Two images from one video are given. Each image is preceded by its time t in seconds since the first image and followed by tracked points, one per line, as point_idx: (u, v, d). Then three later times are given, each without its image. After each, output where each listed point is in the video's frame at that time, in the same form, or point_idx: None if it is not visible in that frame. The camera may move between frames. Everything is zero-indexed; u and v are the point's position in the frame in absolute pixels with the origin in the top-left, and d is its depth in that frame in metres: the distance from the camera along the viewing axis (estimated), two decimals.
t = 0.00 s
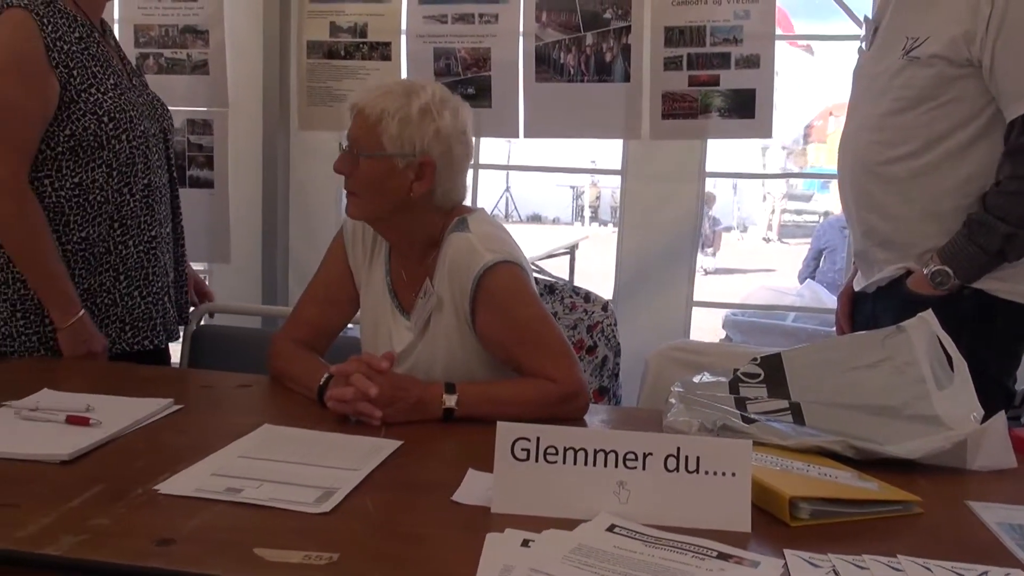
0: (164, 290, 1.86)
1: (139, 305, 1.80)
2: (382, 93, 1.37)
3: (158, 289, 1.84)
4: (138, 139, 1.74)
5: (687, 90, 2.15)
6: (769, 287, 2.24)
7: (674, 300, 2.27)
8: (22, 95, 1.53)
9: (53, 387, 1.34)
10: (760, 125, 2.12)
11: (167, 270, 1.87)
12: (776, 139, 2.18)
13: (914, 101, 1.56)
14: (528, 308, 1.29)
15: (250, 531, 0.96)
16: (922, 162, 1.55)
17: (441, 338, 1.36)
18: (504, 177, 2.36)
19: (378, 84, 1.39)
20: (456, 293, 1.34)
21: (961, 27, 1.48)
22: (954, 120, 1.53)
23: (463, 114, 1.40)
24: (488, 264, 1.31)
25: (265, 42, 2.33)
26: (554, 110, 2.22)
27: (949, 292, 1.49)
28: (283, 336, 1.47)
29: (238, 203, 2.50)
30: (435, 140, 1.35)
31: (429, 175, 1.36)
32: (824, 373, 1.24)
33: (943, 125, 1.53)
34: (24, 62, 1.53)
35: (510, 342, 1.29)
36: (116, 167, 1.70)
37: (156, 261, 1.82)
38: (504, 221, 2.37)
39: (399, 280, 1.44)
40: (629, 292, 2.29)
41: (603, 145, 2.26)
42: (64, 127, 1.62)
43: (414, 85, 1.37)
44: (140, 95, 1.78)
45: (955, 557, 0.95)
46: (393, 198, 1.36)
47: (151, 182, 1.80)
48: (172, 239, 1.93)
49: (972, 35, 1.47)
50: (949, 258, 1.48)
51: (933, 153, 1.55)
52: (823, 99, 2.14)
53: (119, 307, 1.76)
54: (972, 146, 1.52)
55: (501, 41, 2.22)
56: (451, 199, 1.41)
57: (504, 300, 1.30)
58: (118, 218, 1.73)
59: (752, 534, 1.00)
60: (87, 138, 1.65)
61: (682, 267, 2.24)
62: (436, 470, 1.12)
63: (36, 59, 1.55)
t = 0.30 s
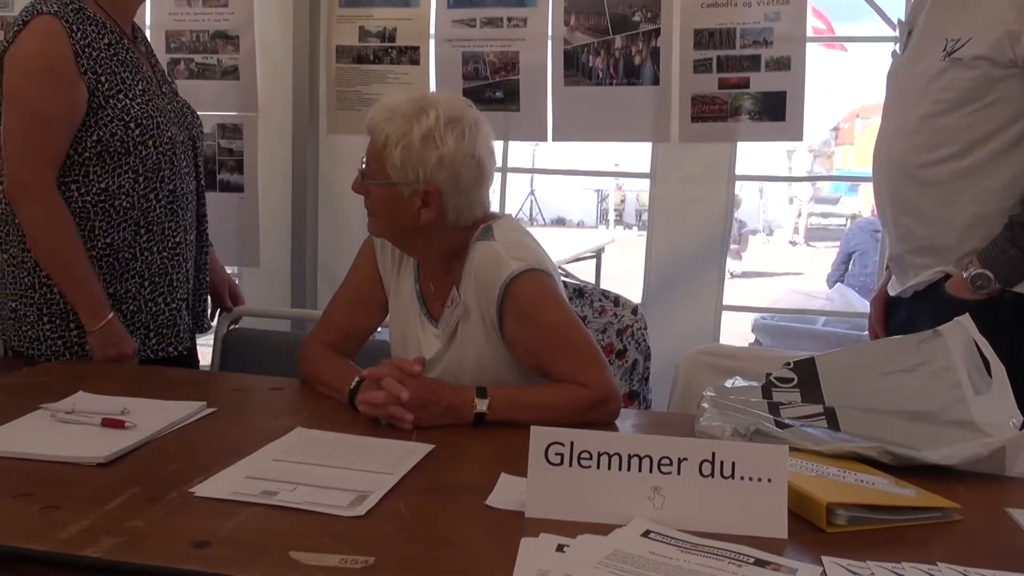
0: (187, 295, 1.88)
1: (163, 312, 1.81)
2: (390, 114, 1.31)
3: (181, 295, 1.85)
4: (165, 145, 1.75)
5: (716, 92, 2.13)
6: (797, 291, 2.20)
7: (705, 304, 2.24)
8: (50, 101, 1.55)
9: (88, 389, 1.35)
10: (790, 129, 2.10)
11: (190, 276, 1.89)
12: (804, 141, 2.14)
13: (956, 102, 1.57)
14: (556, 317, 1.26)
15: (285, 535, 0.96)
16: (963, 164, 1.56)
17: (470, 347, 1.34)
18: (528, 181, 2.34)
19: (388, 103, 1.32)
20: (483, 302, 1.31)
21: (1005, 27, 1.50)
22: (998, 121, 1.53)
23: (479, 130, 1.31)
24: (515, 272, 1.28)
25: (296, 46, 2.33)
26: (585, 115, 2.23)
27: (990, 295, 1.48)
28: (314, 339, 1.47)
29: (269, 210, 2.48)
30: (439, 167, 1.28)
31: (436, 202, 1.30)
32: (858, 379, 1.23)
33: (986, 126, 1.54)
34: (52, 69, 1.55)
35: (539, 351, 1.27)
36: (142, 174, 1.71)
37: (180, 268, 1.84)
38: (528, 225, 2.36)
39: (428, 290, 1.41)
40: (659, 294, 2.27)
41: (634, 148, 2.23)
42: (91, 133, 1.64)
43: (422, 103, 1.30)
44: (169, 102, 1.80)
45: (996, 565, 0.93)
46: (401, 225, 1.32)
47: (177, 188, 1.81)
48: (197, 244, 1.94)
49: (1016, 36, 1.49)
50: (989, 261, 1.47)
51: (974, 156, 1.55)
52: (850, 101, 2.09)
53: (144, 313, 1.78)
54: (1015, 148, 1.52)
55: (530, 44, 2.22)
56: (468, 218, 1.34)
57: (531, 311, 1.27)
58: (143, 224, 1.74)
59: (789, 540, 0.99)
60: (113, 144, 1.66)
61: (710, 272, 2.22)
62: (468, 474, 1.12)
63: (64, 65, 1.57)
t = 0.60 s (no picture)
0: (219, 302, 1.85)
1: (191, 317, 1.79)
2: (429, 123, 1.32)
3: (212, 301, 1.83)
4: (197, 152, 1.73)
5: (752, 96, 2.11)
6: (835, 295, 2.16)
7: (741, 307, 2.20)
8: (81, 106, 1.58)
9: (130, 394, 1.37)
10: (825, 132, 2.07)
11: (225, 283, 1.87)
12: (837, 144, 2.11)
13: (1004, 107, 1.57)
14: (595, 323, 1.26)
15: (329, 538, 0.97)
16: (1012, 170, 1.55)
17: (507, 354, 1.34)
18: (558, 185, 2.33)
19: (427, 113, 1.33)
20: (521, 308, 1.31)
21: None
22: None
23: (517, 141, 1.32)
24: (554, 279, 1.28)
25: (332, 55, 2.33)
26: (618, 119, 2.20)
27: None
28: (352, 343, 1.48)
29: (305, 215, 2.48)
30: (477, 178, 1.29)
31: (474, 212, 1.30)
32: (900, 387, 1.22)
33: None
34: (85, 75, 1.58)
35: (577, 357, 1.27)
36: (170, 178, 1.71)
37: (211, 274, 1.81)
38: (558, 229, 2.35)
39: (465, 297, 1.42)
40: (694, 299, 2.23)
41: (669, 152, 2.21)
42: (121, 138, 1.66)
43: (462, 113, 1.31)
44: (206, 110, 1.79)
45: None
46: (438, 233, 1.32)
47: (209, 195, 1.78)
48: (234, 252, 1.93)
49: None
50: None
51: None
52: (881, 104, 2.08)
53: (171, 318, 1.76)
54: None
55: (564, 49, 2.20)
56: (506, 228, 1.34)
57: (569, 319, 1.26)
58: (171, 228, 1.73)
59: (835, 548, 0.98)
60: (143, 149, 1.67)
61: (746, 276, 2.19)
62: (509, 480, 1.12)
63: (97, 72, 1.60)
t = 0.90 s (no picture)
0: (247, 305, 1.82)
1: (214, 317, 1.77)
2: (465, 125, 1.32)
3: (239, 303, 1.81)
4: (230, 157, 1.74)
5: (785, 99, 2.09)
6: (869, 300, 2.14)
7: (771, 311, 2.19)
8: (122, 106, 1.63)
9: (166, 397, 1.38)
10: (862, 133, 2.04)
11: (257, 287, 1.84)
12: (865, 148, 2.09)
13: None
14: (630, 327, 1.25)
15: (366, 543, 0.97)
16: None
17: (542, 357, 1.34)
18: (585, 189, 2.32)
19: (463, 114, 1.34)
20: (556, 311, 1.31)
21: None
22: None
23: (554, 142, 1.32)
24: (588, 282, 1.28)
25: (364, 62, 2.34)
26: (649, 123, 2.19)
27: None
28: (386, 348, 1.49)
29: (335, 219, 2.51)
30: (514, 178, 1.29)
31: (510, 213, 1.31)
32: (940, 392, 1.21)
33: None
34: (132, 78, 1.63)
35: (612, 361, 1.27)
36: (200, 181, 1.72)
37: (238, 276, 1.79)
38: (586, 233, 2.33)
39: (498, 300, 1.41)
40: (726, 304, 2.22)
41: (700, 156, 2.20)
42: (157, 139, 1.69)
43: (499, 115, 1.32)
44: (246, 118, 1.80)
45: None
46: (474, 235, 1.33)
47: (241, 199, 1.78)
48: (270, 259, 1.91)
49: None
50: None
51: None
52: (912, 106, 2.04)
53: (194, 316, 1.75)
54: None
55: (595, 53, 2.19)
56: (541, 231, 1.34)
57: (605, 322, 1.26)
58: (200, 229, 1.74)
59: (875, 557, 0.96)
60: (176, 151, 1.69)
61: (779, 280, 2.17)
62: (544, 485, 1.11)
63: (142, 76, 1.64)
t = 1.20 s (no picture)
0: (284, 302, 1.82)
1: (250, 312, 1.78)
2: (507, 126, 1.32)
3: (276, 300, 1.81)
4: (263, 157, 1.75)
5: (825, 102, 2.07)
6: (912, 305, 2.10)
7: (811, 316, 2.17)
8: (164, 108, 1.67)
9: (209, 401, 1.40)
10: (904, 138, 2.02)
11: (295, 286, 1.84)
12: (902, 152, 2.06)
13: None
14: (671, 332, 1.25)
15: (409, 547, 0.97)
16: None
17: (582, 362, 1.34)
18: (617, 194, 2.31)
19: (505, 115, 1.35)
20: (595, 315, 1.30)
21: None
22: None
23: (596, 145, 1.33)
24: (628, 288, 1.27)
25: (400, 68, 2.35)
26: (686, 127, 2.17)
27: None
28: (425, 352, 1.49)
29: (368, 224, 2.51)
30: (556, 179, 1.30)
31: (550, 214, 1.31)
32: (987, 400, 1.19)
33: None
34: (174, 81, 1.68)
35: (653, 366, 1.26)
36: (235, 181, 1.74)
37: (274, 273, 1.80)
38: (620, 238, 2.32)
39: (537, 304, 1.41)
40: (765, 310, 2.20)
41: (738, 160, 2.18)
42: (196, 141, 1.72)
43: (542, 116, 1.32)
44: (284, 122, 1.81)
45: None
46: (514, 236, 1.33)
47: (276, 198, 1.78)
48: (310, 260, 1.91)
49: None
50: None
51: None
52: (948, 109, 2.02)
53: (231, 311, 1.77)
54: None
55: (632, 57, 2.19)
56: (581, 233, 1.34)
57: (644, 323, 1.26)
58: (236, 227, 1.75)
59: (925, 567, 0.95)
60: (212, 152, 1.72)
61: (819, 285, 2.14)
62: (586, 491, 1.11)
63: (183, 81, 1.68)
